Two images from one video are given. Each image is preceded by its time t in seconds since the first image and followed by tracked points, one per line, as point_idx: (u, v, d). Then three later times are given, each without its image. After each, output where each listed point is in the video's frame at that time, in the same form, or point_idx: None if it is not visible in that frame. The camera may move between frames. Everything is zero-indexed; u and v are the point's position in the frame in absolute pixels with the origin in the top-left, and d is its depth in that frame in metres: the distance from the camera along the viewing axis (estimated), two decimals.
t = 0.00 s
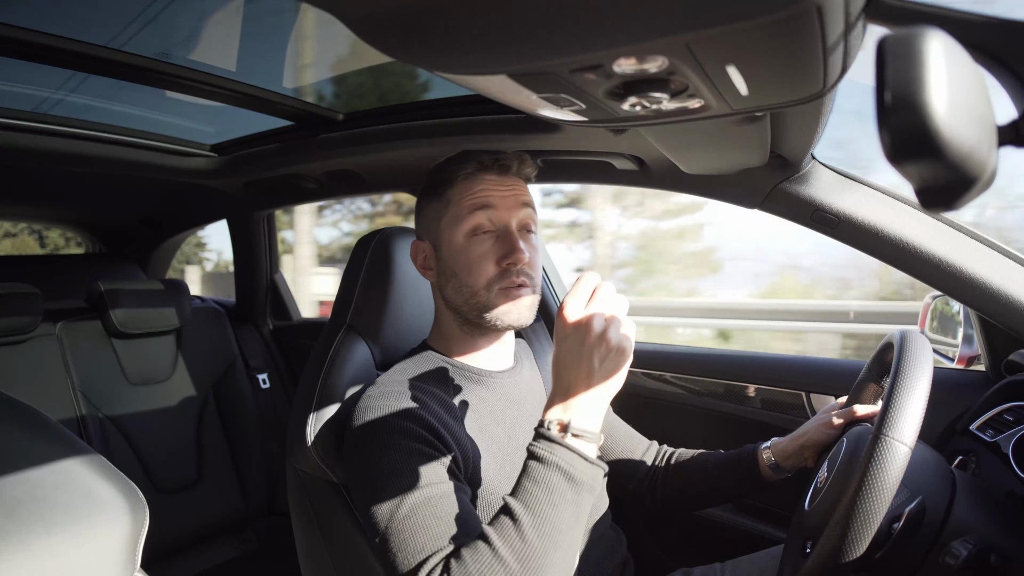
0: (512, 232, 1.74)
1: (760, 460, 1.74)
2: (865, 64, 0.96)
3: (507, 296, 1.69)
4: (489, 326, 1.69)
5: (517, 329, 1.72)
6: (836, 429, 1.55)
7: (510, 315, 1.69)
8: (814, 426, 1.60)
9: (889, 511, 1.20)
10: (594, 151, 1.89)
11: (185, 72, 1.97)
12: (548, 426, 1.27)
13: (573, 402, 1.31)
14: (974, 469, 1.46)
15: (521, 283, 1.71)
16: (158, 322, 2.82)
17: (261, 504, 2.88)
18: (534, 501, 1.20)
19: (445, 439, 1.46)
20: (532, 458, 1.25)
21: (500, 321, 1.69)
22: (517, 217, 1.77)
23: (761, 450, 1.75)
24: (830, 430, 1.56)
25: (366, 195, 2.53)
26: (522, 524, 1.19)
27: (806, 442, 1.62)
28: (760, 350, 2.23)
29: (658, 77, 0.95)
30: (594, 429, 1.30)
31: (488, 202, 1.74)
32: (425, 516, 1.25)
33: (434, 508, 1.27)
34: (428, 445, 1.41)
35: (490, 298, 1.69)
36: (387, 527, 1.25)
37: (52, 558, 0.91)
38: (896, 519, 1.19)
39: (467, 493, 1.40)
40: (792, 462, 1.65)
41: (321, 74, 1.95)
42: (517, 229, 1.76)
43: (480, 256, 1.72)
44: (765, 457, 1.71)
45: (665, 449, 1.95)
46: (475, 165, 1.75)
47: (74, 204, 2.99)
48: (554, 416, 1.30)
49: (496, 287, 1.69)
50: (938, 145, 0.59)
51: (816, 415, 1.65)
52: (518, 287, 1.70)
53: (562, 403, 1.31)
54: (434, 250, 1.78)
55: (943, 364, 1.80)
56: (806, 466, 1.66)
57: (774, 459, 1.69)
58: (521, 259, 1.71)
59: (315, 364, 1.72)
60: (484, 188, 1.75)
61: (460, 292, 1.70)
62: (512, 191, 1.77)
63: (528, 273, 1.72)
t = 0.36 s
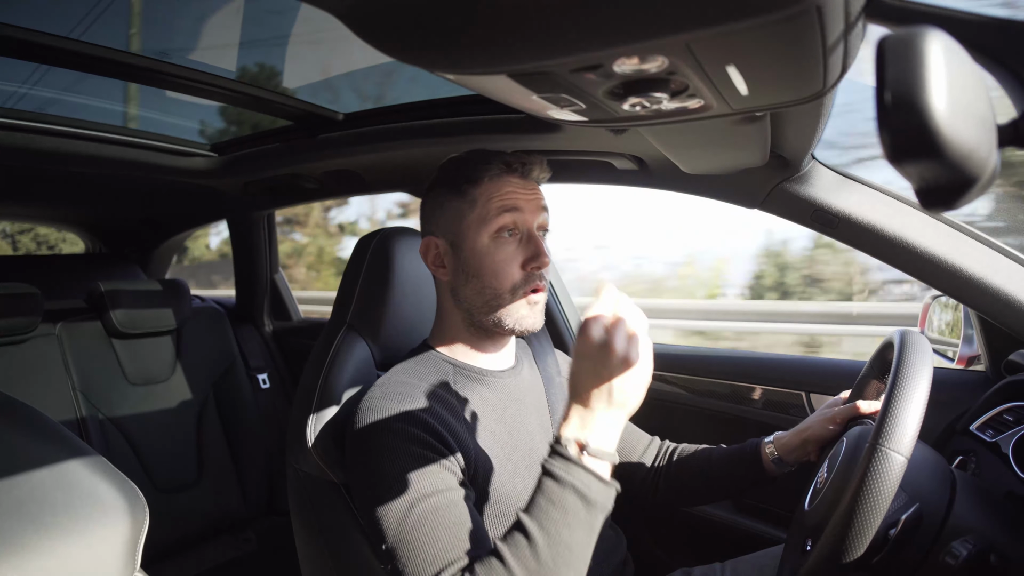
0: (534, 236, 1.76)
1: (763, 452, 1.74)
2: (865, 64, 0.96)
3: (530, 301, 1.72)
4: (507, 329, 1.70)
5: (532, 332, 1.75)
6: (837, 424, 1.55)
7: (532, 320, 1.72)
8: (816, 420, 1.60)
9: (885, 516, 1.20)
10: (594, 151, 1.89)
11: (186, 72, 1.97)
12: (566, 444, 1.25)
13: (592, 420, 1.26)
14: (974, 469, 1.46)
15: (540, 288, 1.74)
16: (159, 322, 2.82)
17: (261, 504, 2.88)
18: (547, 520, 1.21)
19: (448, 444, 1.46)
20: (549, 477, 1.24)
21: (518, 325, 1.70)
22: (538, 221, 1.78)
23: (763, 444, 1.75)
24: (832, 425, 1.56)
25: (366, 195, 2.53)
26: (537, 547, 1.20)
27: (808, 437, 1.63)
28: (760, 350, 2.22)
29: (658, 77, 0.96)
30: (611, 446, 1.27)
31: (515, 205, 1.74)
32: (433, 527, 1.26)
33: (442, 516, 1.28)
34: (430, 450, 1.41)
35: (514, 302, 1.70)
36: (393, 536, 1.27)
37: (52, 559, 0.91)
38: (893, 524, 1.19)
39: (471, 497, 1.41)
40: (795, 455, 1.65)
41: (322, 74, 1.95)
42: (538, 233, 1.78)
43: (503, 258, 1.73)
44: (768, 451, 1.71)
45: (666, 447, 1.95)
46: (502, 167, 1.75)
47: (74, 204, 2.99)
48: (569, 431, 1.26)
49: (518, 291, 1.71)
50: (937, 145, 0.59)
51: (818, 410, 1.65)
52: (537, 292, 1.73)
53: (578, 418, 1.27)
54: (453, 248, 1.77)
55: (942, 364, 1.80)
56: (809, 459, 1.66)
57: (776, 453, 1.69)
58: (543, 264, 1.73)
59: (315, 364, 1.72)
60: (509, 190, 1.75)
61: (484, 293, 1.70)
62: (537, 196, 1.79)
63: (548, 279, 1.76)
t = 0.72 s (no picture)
0: (538, 235, 1.77)
1: (762, 457, 1.74)
2: (865, 64, 0.96)
3: (537, 301, 1.75)
4: (514, 328, 1.71)
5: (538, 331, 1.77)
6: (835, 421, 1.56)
7: (540, 319, 1.74)
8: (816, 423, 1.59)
9: (886, 516, 1.20)
10: (594, 151, 1.89)
11: (186, 72, 1.97)
12: (617, 542, 1.36)
13: (645, 532, 1.37)
14: (973, 469, 1.46)
15: (544, 286, 1.76)
16: (159, 322, 2.82)
17: (261, 504, 2.88)
18: None
19: (444, 447, 1.46)
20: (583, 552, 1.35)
21: (524, 324, 1.72)
22: (541, 220, 1.80)
23: (761, 447, 1.75)
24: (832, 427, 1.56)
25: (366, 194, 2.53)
26: None
27: (808, 438, 1.62)
28: (760, 350, 2.22)
29: (658, 77, 0.96)
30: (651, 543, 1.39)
31: (521, 206, 1.76)
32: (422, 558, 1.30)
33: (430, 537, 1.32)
34: (425, 459, 1.42)
35: (523, 302, 1.72)
36: (384, 554, 1.30)
37: (52, 559, 0.91)
38: (893, 523, 1.20)
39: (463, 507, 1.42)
40: (795, 457, 1.65)
41: (322, 74, 1.95)
42: (541, 231, 1.80)
43: (509, 258, 1.74)
44: (767, 454, 1.71)
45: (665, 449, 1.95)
46: (506, 167, 1.76)
47: (74, 204, 2.98)
48: (620, 527, 1.38)
49: (523, 289, 1.73)
50: (937, 145, 0.59)
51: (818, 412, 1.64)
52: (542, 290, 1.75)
53: (632, 522, 1.38)
54: (458, 249, 1.76)
55: (942, 364, 1.80)
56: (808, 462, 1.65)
57: (775, 456, 1.69)
58: (548, 263, 1.76)
59: (315, 364, 1.72)
60: (513, 190, 1.76)
61: (493, 293, 1.72)
62: (540, 196, 1.80)
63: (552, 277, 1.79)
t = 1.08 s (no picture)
0: (533, 229, 1.77)
1: (756, 455, 1.74)
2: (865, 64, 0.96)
3: (535, 295, 1.74)
4: (514, 325, 1.71)
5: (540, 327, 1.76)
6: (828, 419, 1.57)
7: (540, 314, 1.74)
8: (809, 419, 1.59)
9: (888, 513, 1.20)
10: (594, 151, 1.89)
11: (186, 72, 1.97)
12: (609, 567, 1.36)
13: (639, 560, 1.37)
14: (973, 469, 1.46)
15: (543, 279, 1.76)
16: (159, 322, 2.82)
17: (261, 504, 2.88)
18: None
19: (441, 449, 1.45)
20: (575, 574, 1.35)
21: (525, 320, 1.72)
22: (536, 214, 1.79)
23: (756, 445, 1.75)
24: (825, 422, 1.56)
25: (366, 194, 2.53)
26: None
27: (802, 437, 1.63)
28: (760, 351, 2.22)
29: (658, 77, 0.96)
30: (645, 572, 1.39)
31: (514, 201, 1.75)
32: (409, 559, 1.31)
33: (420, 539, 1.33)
34: (421, 461, 1.42)
35: (521, 297, 1.72)
36: (373, 554, 1.32)
37: (51, 560, 0.91)
38: (896, 519, 1.20)
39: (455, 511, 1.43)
40: (789, 454, 1.64)
41: (322, 74, 1.95)
42: (537, 225, 1.79)
43: (505, 254, 1.74)
44: (762, 451, 1.70)
45: (663, 450, 1.94)
46: (496, 163, 1.76)
47: (73, 203, 2.98)
48: (615, 550, 1.39)
49: (522, 284, 1.73)
50: (937, 144, 0.59)
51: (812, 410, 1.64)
52: (541, 284, 1.75)
53: (628, 548, 1.38)
54: (453, 249, 1.77)
55: (942, 364, 1.80)
56: (802, 458, 1.64)
57: (770, 453, 1.68)
58: (545, 255, 1.75)
59: (315, 364, 1.72)
60: (505, 186, 1.75)
61: (490, 291, 1.71)
62: (533, 189, 1.79)
63: (550, 270, 1.78)
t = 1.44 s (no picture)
0: (498, 229, 1.75)
1: (763, 453, 1.74)
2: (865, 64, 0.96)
3: (493, 292, 1.72)
4: (470, 324, 1.70)
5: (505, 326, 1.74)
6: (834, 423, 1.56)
7: (498, 312, 1.71)
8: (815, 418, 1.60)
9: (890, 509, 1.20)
10: (593, 151, 1.89)
11: (186, 72, 1.97)
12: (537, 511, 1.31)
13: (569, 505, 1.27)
14: (973, 469, 1.46)
15: (506, 279, 1.73)
16: (158, 322, 2.82)
17: (261, 504, 2.88)
18: None
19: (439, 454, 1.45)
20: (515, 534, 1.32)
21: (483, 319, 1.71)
22: (506, 214, 1.77)
23: (764, 443, 1.75)
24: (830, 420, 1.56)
25: (366, 195, 2.53)
26: None
27: (808, 435, 1.62)
28: (760, 351, 2.22)
29: (658, 77, 0.96)
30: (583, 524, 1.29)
31: (473, 200, 1.75)
32: (398, 553, 1.28)
33: (414, 536, 1.30)
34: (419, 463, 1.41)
35: (475, 295, 1.71)
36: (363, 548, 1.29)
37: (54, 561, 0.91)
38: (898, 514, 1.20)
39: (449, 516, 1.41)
40: (797, 452, 1.65)
41: (322, 74, 1.95)
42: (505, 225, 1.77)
43: (465, 254, 1.74)
44: (769, 450, 1.71)
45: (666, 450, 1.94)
46: (460, 164, 1.78)
47: (72, 204, 2.98)
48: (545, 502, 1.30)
49: (480, 284, 1.72)
50: (939, 144, 0.59)
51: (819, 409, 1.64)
52: (502, 283, 1.72)
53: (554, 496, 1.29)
54: (425, 253, 1.81)
55: (942, 364, 1.80)
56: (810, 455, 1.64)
57: (777, 451, 1.69)
58: (502, 255, 1.72)
59: (315, 364, 1.73)
60: (471, 187, 1.76)
61: (449, 290, 1.73)
62: (502, 189, 1.78)
63: (513, 270, 1.74)
